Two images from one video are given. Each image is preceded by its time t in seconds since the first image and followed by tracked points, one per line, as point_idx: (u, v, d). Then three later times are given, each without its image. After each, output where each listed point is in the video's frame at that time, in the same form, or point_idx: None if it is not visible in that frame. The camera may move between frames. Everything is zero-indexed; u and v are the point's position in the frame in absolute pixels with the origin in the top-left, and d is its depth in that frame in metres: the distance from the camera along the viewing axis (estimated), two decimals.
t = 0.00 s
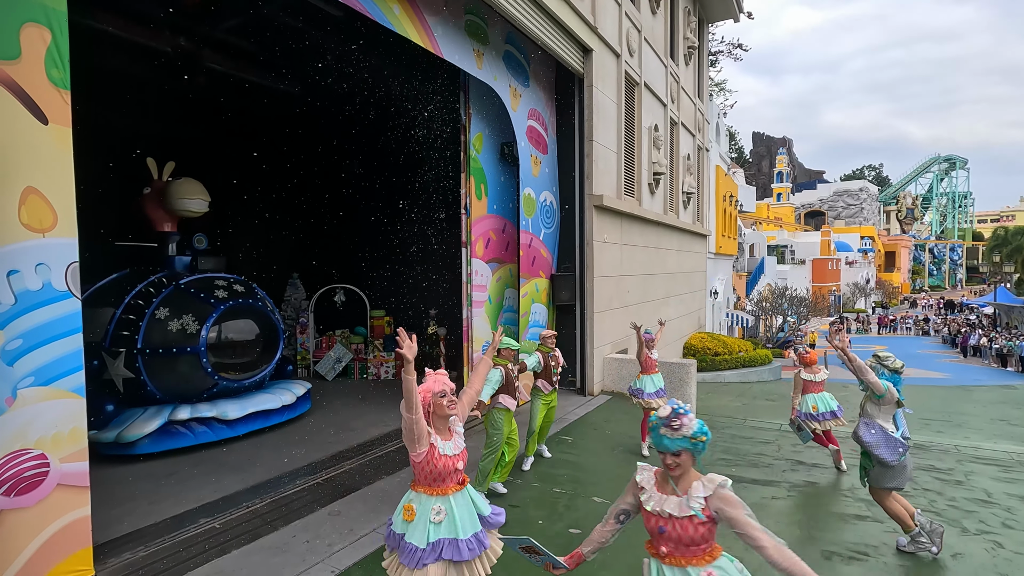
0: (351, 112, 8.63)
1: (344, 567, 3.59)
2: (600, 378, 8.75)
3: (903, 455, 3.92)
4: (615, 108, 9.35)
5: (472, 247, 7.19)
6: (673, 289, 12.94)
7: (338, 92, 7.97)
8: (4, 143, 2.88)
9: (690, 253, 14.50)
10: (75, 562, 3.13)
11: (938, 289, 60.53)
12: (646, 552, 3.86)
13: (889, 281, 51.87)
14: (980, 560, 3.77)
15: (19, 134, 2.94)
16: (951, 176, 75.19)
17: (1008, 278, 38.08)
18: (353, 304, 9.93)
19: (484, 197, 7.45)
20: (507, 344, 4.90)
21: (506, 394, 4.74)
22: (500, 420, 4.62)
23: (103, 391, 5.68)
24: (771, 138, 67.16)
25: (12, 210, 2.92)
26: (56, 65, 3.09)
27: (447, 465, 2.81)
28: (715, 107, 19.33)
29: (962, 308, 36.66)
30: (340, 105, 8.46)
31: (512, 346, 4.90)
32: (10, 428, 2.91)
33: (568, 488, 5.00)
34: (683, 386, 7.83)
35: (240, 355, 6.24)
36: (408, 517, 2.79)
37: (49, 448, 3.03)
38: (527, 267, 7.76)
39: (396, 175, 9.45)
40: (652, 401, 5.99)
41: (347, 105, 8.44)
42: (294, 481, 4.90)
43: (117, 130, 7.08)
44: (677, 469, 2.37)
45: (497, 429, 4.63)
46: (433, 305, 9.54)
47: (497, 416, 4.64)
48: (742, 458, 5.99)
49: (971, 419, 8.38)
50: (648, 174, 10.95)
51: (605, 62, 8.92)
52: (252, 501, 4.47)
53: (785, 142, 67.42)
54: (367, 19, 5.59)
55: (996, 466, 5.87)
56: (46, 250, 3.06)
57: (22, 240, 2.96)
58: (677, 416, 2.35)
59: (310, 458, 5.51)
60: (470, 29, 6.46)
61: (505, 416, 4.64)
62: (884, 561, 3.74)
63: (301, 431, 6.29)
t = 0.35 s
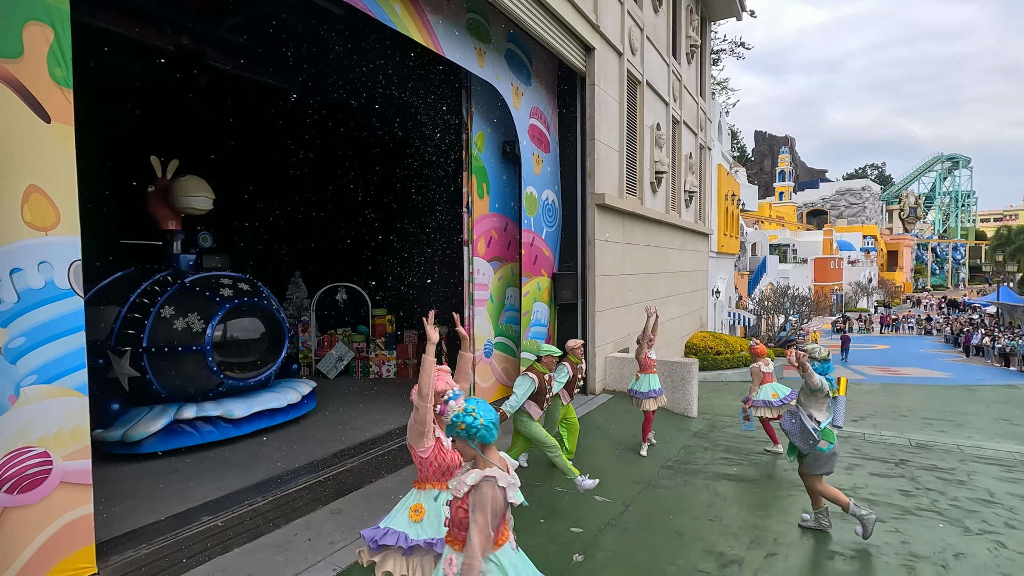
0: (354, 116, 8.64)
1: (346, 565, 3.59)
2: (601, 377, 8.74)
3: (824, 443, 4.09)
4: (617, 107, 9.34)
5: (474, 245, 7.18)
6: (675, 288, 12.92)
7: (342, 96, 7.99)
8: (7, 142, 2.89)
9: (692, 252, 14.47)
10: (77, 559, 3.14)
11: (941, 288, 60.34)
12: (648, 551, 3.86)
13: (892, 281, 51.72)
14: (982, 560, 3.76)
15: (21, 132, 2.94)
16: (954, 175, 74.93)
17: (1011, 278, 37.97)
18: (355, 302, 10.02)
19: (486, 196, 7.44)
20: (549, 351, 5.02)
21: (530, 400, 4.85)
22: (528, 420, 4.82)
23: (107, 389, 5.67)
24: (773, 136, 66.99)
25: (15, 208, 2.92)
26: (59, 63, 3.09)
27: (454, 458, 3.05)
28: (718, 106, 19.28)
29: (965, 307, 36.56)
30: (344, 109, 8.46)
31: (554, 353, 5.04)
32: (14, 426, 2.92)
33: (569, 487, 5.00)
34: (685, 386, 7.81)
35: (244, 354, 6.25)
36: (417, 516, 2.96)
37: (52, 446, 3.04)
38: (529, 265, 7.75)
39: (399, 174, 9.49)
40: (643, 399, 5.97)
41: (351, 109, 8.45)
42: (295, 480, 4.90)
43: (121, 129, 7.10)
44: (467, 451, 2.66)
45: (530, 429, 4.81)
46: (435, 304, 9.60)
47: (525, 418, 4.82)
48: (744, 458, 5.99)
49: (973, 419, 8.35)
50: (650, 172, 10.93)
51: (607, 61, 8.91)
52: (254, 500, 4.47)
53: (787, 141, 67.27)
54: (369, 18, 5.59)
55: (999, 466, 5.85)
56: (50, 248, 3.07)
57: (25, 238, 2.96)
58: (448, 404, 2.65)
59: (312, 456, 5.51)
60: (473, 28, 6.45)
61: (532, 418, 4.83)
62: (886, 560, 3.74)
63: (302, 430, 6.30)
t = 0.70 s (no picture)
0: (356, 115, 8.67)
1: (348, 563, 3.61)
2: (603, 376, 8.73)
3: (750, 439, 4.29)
4: (619, 106, 9.32)
5: (475, 244, 7.18)
6: (676, 287, 12.91)
7: (344, 96, 8.03)
8: (11, 141, 2.90)
9: (694, 251, 14.45)
10: (81, 556, 3.16)
11: (944, 288, 60.18)
12: (650, 549, 3.86)
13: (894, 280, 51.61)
14: (984, 560, 3.76)
15: (25, 131, 2.95)
16: (957, 174, 74.73)
17: (1014, 277, 37.86)
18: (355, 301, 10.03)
19: (487, 195, 7.43)
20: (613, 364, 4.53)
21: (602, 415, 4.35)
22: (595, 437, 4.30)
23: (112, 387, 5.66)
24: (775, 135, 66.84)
25: (20, 207, 2.94)
26: (63, 63, 3.10)
27: (461, 461, 3.01)
28: (720, 104, 19.22)
29: (967, 307, 36.46)
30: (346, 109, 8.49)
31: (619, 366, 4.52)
32: (19, 423, 2.94)
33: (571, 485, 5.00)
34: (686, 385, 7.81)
35: (251, 353, 6.24)
36: (423, 513, 2.96)
37: (56, 444, 3.05)
38: (531, 264, 7.76)
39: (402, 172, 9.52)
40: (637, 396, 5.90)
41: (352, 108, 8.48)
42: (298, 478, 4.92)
43: (126, 129, 7.14)
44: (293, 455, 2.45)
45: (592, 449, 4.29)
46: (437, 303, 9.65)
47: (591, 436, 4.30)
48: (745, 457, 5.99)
49: (975, 419, 8.33)
50: (652, 171, 10.91)
51: (609, 60, 8.89)
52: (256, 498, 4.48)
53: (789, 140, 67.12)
54: (371, 17, 5.59)
55: (1001, 466, 5.84)
56: (53, 247, 3.08)
57: (29, 237, 2.98)
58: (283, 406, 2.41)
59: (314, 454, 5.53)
60: (474, 26, 6.45)
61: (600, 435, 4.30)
62: (888, 560, 3.74)
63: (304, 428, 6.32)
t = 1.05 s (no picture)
0: (357, 113, 8.70)
1: (349, 561, 3.61)
2: (605, 375, 8.73)
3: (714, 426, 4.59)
4: (621, 105, 9.30)
5: (477, 243, 7.17)
6: (678, 286, 12.90)
7: (346, 93, 8.03)
8: (12, 139, 2.90)
9: (695, 250, 14.44)
10: (83, 554, 3.17)
11: (946, 287, 60.03)
12: (651, 548, 3.86)
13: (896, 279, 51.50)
14: (985, 559, 3.76)
15: (26, 129, 2.95)
16: (959, 173, 74.52)
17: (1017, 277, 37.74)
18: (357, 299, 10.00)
19: (488, 193, 7.42)
20: (693, 395, 4.13)
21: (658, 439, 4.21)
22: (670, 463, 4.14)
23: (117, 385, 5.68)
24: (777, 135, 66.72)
25: (22, 205, 2.94)
26: (65, 61, 3.11)
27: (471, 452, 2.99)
28: (722, 104, 19.17)
29: (969, 306, 36.37)
30: (347, 105, 8.51)
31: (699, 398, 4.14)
32: (22, 421, 2.95)
33: (572, 485, 5.00)
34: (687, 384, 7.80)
35: (257, 352, 6.25)
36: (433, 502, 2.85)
37: (58, 442, 3.06)
38: (532, 263, 7.77)
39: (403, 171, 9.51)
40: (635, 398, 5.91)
41: (354, 106, 8.51)
42: (300, 476, 4.93)
43: (128, 127, 7.08)
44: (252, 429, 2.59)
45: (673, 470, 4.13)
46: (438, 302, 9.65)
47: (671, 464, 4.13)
48: (746, 456, 5.98)
49: (978, 419, 8.31)
50: (654, 170, 10.90)
51: (610, 58, 8.87)
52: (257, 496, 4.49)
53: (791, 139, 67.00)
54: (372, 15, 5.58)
55: (1003, 466, 5.83)
56: (55, 245, 3.08)
57: (31, 235, 2.98)
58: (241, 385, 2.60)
59: (316, 453, 5.53)
60: (476, 25, 6.44)
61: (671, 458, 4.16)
62: (890, 559, 3.73)
63: (305, 426, 6.33)
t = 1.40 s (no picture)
0: (363, 114, 8.72)
1: (351, 560, 3.62)
2: (606, 374, 8.72)
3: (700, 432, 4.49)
4: (623, 104, 9.29)
5: (479, 242, 7.18)
6: (679, 285, 12.89)
7: (353, 93, 8.06)
8: (14, 138, 2.90)
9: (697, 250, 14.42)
10: (85, 551, 3.18)
11: (948, 287, 59.89)
12: (652, 548, 3.86)
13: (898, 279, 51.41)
14: (987, 559, 3.75)
15: (29, 128, 2.95)
16: (962, 172, 74.32)
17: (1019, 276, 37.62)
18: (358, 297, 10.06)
19: (490, 192, 7.43)
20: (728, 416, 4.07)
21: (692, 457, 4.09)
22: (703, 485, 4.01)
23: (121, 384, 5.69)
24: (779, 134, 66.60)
25: (25, 204, 2.94)
26: (67, 60, 3.10)
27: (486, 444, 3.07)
28: (724, 102, 19.13)
29: (971, 306, 36.27)
30: (354, 107, 8.55)
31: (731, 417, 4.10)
32: (24, 419, 2.95)
33: (574, 484, 5.01)
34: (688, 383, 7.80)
35: (262, 351, 6.27)
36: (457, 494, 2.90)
37: (60, 440, 3.07)
38: (535, 262, 7.78)
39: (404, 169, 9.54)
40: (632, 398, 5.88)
41: (360, 108, 8.54)
42: (301, 475, 4.93)
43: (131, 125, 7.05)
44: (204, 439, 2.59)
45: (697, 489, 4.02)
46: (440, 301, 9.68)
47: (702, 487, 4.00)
48: (748, 456, 5.97)
49: (980, 419, 8.29)
50: (656, 169, 10.88)
51: (612, 57, 8.85)
52: (259, 494, 4.49)
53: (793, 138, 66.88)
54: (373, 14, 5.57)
55: (1005, 466, 5.82)
56: (57, 244, 3.08)
57: (33, 233, 2.98)
58: (197, 395, 2.60)
59: (317, 451, 5.54)
60: (478, 24, 6.44)
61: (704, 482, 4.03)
62: (891, 559, 3.73)
63: (306, 425, 6.33)
